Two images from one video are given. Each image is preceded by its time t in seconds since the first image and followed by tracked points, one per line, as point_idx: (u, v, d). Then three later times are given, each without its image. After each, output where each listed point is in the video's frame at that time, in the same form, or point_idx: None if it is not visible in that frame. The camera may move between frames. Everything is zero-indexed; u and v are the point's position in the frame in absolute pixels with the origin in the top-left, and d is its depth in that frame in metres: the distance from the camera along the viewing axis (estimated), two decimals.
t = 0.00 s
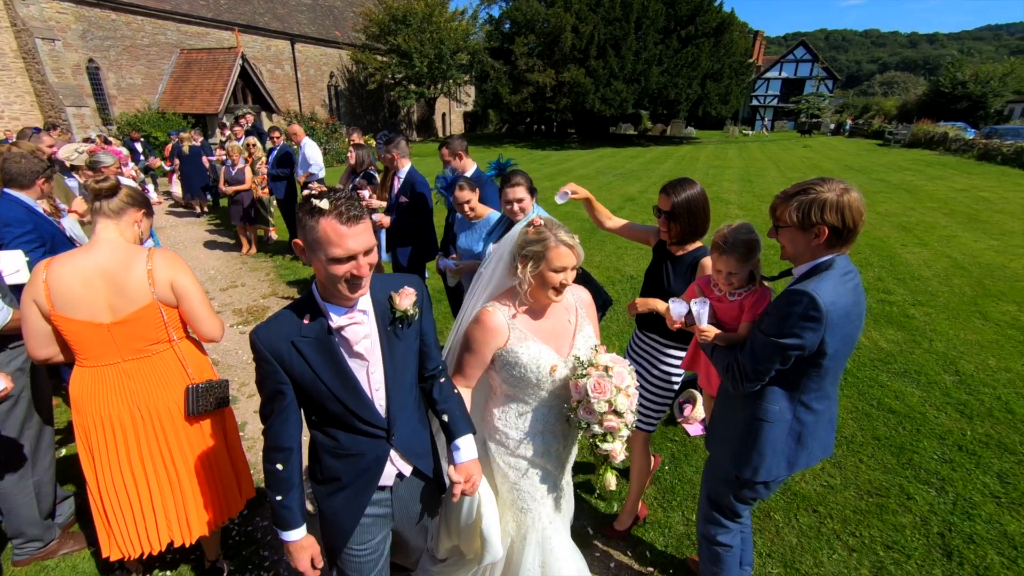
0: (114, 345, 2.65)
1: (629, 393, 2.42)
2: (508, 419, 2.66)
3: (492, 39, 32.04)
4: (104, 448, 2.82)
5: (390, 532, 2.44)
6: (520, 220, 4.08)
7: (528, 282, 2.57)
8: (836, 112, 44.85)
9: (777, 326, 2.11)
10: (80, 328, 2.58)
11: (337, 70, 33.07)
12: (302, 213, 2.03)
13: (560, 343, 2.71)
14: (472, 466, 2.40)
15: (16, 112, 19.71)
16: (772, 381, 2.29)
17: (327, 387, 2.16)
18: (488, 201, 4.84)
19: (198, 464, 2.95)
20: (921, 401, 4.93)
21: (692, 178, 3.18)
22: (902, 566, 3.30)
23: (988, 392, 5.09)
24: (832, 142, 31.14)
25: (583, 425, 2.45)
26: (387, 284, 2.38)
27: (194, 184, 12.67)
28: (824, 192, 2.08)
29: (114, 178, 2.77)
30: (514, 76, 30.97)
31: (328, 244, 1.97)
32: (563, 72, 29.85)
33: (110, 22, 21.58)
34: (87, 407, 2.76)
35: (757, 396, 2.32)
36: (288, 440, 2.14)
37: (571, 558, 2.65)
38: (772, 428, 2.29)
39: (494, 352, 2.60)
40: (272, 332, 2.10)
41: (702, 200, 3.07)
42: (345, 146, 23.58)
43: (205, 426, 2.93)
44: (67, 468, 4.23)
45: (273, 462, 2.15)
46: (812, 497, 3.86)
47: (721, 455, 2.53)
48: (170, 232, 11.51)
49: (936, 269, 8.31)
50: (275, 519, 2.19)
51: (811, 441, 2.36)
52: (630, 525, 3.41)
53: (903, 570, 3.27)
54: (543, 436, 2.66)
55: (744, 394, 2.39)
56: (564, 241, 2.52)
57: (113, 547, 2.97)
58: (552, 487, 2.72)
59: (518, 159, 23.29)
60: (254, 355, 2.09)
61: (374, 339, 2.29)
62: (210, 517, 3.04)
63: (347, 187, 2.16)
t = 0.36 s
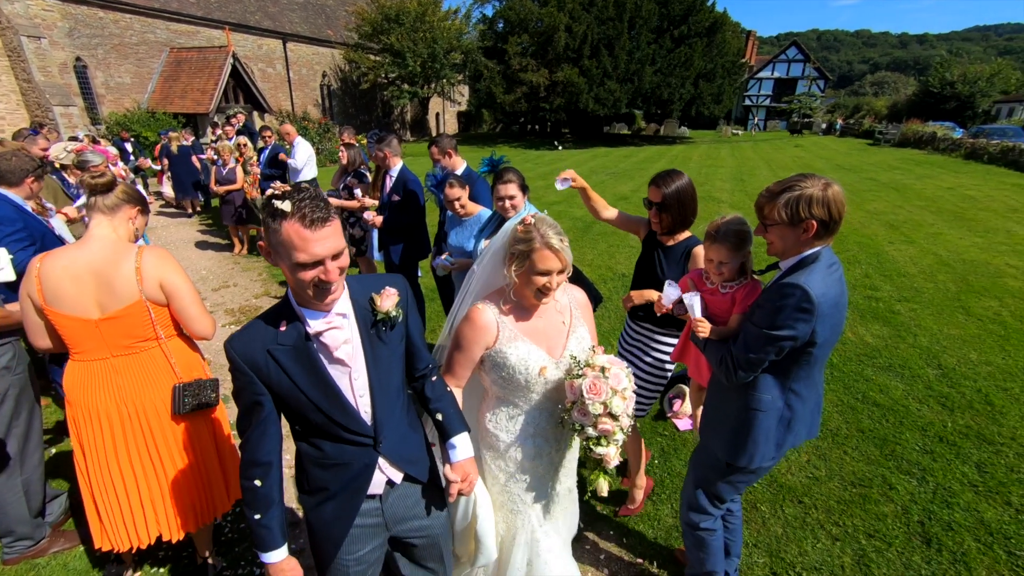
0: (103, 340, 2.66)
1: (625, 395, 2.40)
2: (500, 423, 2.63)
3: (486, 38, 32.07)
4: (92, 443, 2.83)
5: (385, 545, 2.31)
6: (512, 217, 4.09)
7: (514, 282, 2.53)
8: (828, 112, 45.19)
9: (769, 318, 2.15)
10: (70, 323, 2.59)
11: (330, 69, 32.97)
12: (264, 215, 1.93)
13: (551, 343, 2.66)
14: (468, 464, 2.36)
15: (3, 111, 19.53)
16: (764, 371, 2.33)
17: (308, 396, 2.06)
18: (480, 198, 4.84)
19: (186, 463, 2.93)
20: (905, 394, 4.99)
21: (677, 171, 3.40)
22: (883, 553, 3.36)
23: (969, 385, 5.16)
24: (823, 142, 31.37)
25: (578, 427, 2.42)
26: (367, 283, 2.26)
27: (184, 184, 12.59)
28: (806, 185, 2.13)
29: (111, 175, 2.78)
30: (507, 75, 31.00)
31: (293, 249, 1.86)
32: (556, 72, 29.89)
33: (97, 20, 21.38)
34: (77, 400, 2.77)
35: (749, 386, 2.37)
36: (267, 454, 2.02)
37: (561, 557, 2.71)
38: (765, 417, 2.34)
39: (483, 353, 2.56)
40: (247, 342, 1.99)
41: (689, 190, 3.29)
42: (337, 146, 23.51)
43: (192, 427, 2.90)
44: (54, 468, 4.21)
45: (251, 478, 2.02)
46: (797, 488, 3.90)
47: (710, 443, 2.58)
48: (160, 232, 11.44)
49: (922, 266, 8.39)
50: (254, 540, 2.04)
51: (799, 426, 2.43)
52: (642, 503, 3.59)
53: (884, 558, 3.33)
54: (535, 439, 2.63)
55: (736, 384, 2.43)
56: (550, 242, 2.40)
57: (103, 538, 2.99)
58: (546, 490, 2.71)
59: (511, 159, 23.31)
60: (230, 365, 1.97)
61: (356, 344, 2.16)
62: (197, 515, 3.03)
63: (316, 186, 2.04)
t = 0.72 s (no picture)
0: (92, 336, 2.67)
1: (618, 395, 2.38)
2: (493, 423, 2.63)
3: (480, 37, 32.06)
4: (83, 436, 2.86)
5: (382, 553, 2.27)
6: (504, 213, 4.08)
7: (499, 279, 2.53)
8: (821, 111, 45.44)
9: (760, 313, 2.18)
10: (61, 318, 2.61)
11: (323, 67, 32.82)
12: (253, 214, 1.88)
13: (542, 343, 2.65)
14: (466, 464, 2.34)
15: None
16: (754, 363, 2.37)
17: (296, 402, 2.02)
18: (472, 194, 4.86)
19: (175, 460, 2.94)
20: (891, 388, 5.05)
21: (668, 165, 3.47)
22: (868, 542, 3.41)
23: (953, 378, 5.23)
24: (816, 140, 31.53)
25: (570, 427, 2.41)
26: (358, 286, 2.23)
27: (176, 183, 12.52)
28: (789, 184, 2.17)
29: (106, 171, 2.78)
30: (501, 74, 31.00)
31: (282, 251, 1.82)
32: (551, 70, 29.90)
33: (85, 17, 21.17)
34: (68, 395, 2.80)
35: (739, 379, 2.40)
36: (250, 463, 1.96)
37: (556, 556, 2.71)
38: (755, 409, 2.38)
39: (472, 351, 2.56)
40: (232, 346, 1.95)
41: (680, 183, 3.36)
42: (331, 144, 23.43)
43: (179, 425, 2.91)
44: (44, 468, 4.21)
45: (234, 488, 1.96)
46: (785, 481, 3.94)
47: (701, 435, 2.61)
48: (152, 231, 11.38)
49: (910, 262, 8.48)
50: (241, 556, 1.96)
51: (788, 417, 2.46)
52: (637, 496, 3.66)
53: (868, 546, 3.37)
54: (528, 438, 2.62)
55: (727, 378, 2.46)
56: (535, 237, 2.37)
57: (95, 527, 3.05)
58: (540, 489, 2.70)
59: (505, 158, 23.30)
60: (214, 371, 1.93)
61: (347, 348, 2.12)
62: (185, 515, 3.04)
63: (307, 186, 2.00)
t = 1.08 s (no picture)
0: (81, 328, 2.67)
1: (611, 390, 2.36)
2: (488, 421, 2.64)
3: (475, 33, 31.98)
4: (69, 424, 2.87)
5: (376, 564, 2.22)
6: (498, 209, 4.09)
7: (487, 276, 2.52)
8: (816, 108, 45.56)
9: (752, 307, 2.20)
10: (53, 310, 2.63)
11: (317, 65, 32.64)
12: (258, 209, 1.86)
13: (534, 341, 2.64)
14: (459, 480, 2.27)
15: None
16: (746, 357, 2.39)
17: (290, 408, 1.98)
18: (465, 190, 4.86)
19: (162, 456, 2.95)
20: (881, 381, 5.10)
21: (664, 159, 3.48)
22: (856, 533, 3.44)
23: (942, 371, 5.28)
24: (811, 137, 31.62)
25: (565, 424, 2.40)
26: (361, 291, 2.21)
27: (168, 181, 12.43)
28: (779, 178, 2.19)
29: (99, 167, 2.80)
30: (496, 71, 30.95)
31: (286, 247, 1.79)
32: (545, 67, 29.87)
33: (74, 13, 20.98)
34: (55, 383, 2.82)
35: (732, 372, 2.42)
36: (244, 468, 1.94)
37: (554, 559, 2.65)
38: (746, 402, 2.40)
39: (464, 352, 2.55)
40: (228, 348, 1.91)
41: (675, 178, 3.40)
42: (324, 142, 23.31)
43: (162, 420, 2.90)
44: (33, 467, 4.18)
45: (225, 492, 1.92)
46: (776, 474, 3.97)
47: (696, 430, 2.63)
48: (144, 230, 11.30)
49: (901, 258, 8.54)
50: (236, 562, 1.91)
51: (780, 410, 2.49)
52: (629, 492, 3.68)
53: (856, 538, 3.41)
54: (524, 436, 2.62)
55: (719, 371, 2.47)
56: (521, 231, 2.37)
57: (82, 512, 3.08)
58: (538, 486, 2.66)
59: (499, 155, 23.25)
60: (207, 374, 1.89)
61: (347, 355, 2.09)
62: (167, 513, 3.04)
63: (315, 185, 1.98)
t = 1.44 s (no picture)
0: (69, 318, 2.68)
1: (609, 390, 2.35)
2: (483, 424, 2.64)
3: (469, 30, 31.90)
4: (58, 412, 2.89)
5: None
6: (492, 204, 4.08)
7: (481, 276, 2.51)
8: (809, 105, 45.77)
9: (747, 301, 2.22)
10: (44, 300, 2.66)
11: (309, 61, 32.45)
12: (281, 209, 1.81)
13: (531, 340, 2.63)
14: (472, 493, 2.21)
15: None
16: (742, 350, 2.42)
17: (295, 418, 1.90)
18: (458, 186, 4.86)
19: (146, 451, 2.94)
20: (871, 375, 5.15)
21: (657, 154, 3.49)
22: (845, 525, 3.47)
23: (931, 365, 5.33)
24: (804, 134, 31.76)
25: (562, 425, 2.39)
26: (375, 300, 2.14)
27: (159, 178, 12.35)
28: (770, 172, 2.21)
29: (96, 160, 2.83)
30: (490, 67, 30.90)
31: (307, 249, 1.74)
32: (539, 64, 29.84)
33: (63, 8, 20.78)
34: (47, 371, 2.85)
35: (727, 367, 2.45)
36: (249, 475, 1.88)
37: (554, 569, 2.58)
38: (744, 396, 2.43)
39: (460, 354, 2.54)
40: (235, 352, 1.85)
41: (669, 173, 3.43)
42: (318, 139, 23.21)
43: (143, 412, 2.88)
44: (24, 465, 4.17)
45: (227, 497, 1.85)
46: (766, 467, 4.00)
47: (695, 426, 2.65)
48: (135, 227, 11.22)
49: (893, 253, 8.60)
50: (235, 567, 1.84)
51: (778, 404, 2.51)
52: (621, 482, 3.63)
53: (846, 529, 3.44)
54: (521, 435, 2.61)
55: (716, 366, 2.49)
56: (514, 231, 2.35)
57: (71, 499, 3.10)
58: (540, 483, 2.65)
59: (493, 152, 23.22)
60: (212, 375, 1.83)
61: (358, 366, 2.01)
62: (137, 500, 3.03)
63: (338, 184, 1.94)
